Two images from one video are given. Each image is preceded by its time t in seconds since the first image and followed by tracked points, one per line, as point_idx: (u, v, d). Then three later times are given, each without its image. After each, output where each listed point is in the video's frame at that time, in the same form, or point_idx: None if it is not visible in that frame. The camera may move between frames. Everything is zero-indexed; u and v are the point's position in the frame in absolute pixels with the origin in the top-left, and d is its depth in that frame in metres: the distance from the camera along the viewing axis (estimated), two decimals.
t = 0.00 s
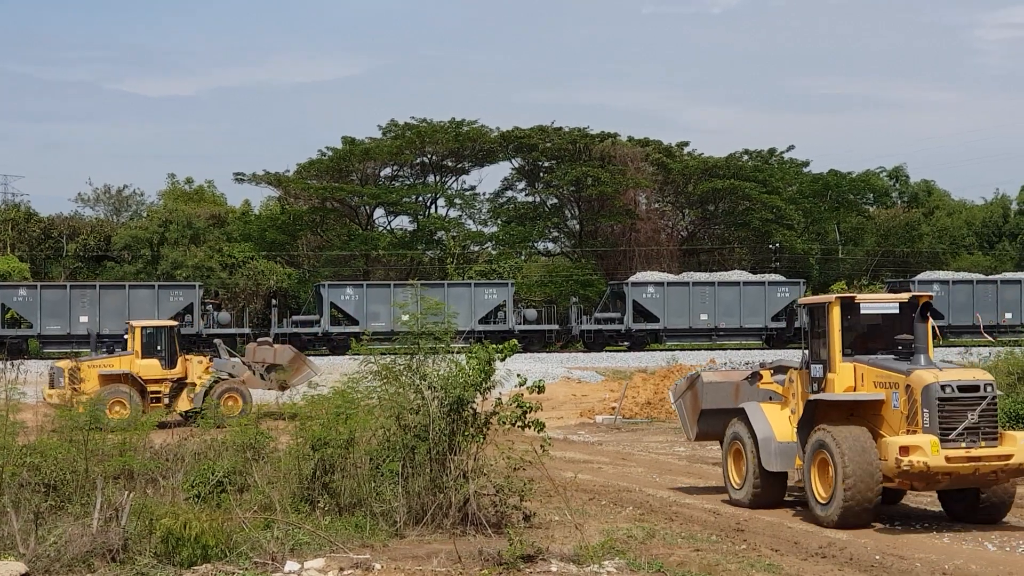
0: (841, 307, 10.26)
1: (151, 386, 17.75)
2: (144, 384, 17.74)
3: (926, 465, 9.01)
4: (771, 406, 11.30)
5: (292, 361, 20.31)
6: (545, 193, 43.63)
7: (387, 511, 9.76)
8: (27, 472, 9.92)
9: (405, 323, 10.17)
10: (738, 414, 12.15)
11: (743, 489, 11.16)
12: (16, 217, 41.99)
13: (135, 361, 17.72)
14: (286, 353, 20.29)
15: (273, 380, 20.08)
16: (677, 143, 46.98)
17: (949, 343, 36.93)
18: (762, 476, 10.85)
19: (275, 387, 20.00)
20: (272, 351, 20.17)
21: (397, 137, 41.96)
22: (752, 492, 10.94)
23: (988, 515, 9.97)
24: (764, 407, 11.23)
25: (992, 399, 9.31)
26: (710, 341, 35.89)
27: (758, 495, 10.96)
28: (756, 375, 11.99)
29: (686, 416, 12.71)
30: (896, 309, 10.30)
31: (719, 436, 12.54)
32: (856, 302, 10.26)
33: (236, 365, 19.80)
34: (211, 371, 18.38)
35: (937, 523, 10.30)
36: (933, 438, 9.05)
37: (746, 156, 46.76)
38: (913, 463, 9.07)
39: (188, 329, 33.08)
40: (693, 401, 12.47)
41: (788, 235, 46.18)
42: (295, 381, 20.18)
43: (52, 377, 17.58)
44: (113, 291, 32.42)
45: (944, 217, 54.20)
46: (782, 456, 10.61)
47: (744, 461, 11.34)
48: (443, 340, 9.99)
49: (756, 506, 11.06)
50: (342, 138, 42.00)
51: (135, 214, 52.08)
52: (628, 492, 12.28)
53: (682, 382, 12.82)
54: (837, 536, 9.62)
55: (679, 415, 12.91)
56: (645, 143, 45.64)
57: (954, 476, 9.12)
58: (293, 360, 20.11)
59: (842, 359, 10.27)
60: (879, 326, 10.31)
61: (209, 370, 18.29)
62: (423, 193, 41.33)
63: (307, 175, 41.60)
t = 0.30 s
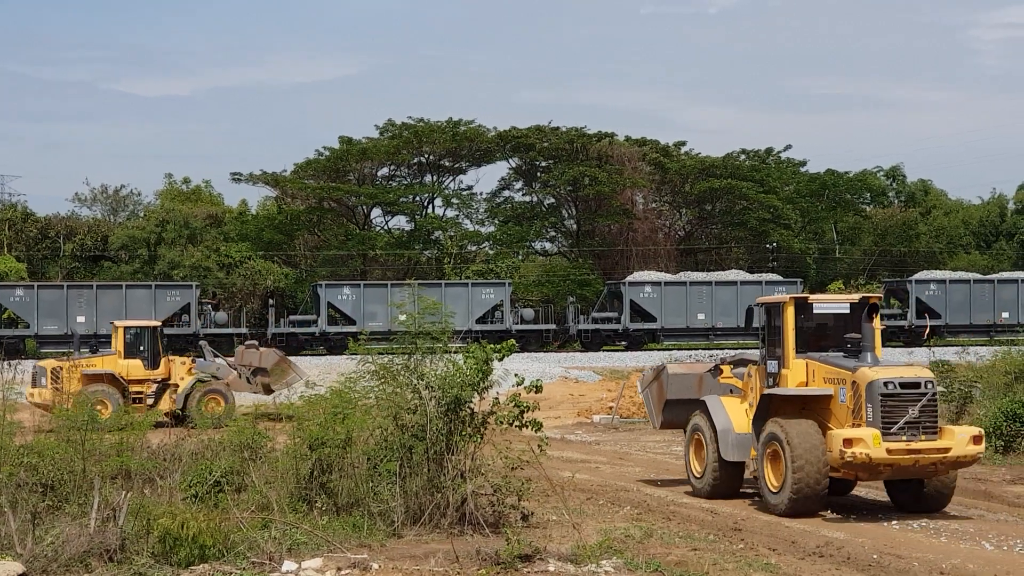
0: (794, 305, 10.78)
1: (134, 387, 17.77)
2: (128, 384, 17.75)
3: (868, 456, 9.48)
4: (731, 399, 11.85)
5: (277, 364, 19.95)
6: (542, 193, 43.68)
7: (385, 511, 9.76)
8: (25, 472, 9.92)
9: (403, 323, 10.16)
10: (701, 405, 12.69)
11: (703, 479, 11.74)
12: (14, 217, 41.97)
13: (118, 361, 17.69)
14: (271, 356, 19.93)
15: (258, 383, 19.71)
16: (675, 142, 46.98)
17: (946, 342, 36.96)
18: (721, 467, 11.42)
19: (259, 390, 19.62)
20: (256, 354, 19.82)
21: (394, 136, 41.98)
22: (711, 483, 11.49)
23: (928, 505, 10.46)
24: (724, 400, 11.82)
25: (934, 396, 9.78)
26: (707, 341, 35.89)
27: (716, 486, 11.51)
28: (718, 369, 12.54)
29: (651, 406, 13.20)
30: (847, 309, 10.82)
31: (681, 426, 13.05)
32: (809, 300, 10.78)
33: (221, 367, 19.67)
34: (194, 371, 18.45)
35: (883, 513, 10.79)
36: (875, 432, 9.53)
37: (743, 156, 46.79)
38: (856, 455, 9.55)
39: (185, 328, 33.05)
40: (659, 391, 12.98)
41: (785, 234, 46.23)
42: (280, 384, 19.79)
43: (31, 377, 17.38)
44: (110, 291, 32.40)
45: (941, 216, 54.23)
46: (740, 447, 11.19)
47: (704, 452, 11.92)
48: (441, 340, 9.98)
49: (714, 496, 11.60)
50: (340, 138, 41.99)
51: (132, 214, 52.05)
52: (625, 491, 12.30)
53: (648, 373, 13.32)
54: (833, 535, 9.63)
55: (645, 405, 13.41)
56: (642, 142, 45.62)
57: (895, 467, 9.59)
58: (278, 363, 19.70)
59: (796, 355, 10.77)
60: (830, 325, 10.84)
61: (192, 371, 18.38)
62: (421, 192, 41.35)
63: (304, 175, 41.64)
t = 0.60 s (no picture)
0: (750, 307, 11.52)
1: (115, 387, 17.79)
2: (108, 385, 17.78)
3: (815, 445, 10.18)
4: (694, 397, 12.37)
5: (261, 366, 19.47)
6: (538, 193, 43.74)
7: (381, 511, 9.77)
8: (21, 472, 9.92)
9: (400, 323, 10.18)
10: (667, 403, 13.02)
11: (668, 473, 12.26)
12: (10, 217, 41.94)
13: (99, 362, 17.73)
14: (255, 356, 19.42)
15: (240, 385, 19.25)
16: (671, 143, 47.00)
17: (943, 342, 36.98)
18: (684, 460, 11.95)
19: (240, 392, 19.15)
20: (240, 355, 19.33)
21: (391, 136, 41.97)
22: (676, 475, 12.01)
23: (876, 494, 11.06)
24: (687, 399, 12.31)
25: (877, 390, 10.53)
26: (705, 341, 35.90)
27: (681, 479, 12.03)
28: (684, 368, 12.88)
29: (621, 404, 13.55)
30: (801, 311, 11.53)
31: (649, 423, 13.42)
32: (765, 303, 11.49)
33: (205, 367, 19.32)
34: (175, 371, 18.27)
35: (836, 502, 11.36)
36: (821, 422, 10.25)
37: (740, 156, 46.86)
38: (804, 444, 10.24)
39: (181, 328, 33.02)
40: (627, 390, 13.32)
41: (781, 235, 46.30)
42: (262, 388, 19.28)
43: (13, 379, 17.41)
44: (106, 291, 32.39)
45: (938, 216, 54.32)
46: (701, 441, 11.70)
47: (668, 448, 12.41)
48: (438, 340, 10.00)
49: (680, 488, 12.14)
50: (336, 138, 41.98)
51: (128, 214, 51.97)
52: (621, 491, 12.32)
53: (618, 374, 13.69)
54: (829, 535, 9.66)
55: (616, 404, 13.76)
56: (638, 143, 45.61)
57: (842, 455, 10.29)
58: (261, 365, 19.12)
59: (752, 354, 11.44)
60: (786, 325, 11.53)
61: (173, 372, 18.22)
62: (417, 193, 41.36)
63: (301, 175, 41.61)
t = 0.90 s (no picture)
0: (714, 311, 12.22)
1: (103, 387, 17.83)
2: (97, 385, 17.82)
3: (769, 442, 10.92)
4: (662, 395, 13.06)
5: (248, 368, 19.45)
6: (538, 193, 43.83)
7: (382, 510, 9.85)
8: (24, 471, 10.01)
9: (401, 323, 10.25)
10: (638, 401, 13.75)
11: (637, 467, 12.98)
12: (12, 218, 42.02)
13: (88, 362, 17.78)
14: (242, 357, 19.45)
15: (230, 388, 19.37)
16: (670, 143, 47.06)
17: (942, 342, 37.06)
18: (652, 456, 12.68)
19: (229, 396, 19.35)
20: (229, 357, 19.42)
21: (390, 137, 42.04)
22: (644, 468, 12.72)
23: (831, 488, 11.73)
24: (657, 397, 13.01)
25: (829, 390, 11.21)
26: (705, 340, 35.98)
27: (649, 472, 12.74)
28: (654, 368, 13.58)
29: (596, 401, 14.31)
30: (760, 316, 12.32)
31: (622, 419, 14.13)
32: (729, 307, 12.24)
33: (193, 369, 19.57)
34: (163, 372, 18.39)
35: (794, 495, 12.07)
36: (775, 421, 10.97)
37: (739, 157, 46.93)
38: (759, 441, 10.98)
39: (183, 329, 33.10)
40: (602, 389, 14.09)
41: (780, 235, 46.35)
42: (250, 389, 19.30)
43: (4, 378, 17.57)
44: (108, 292, 32.47)
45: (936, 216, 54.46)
46: (667, 438, 12.43)
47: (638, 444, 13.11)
48: (438, 340, 10.07)
49: (647, 481, 12.84)
50: (336, 139, 42.07)
51: (130, 215, 52.04)
52: (621, 490, 12.40)
53: (594, 373, 14.43)
54: (827, 534, 9.74)
55: (592, 402, 14.52)
56: (637, 143, 45.64)
57: (794, 452, 11.03)
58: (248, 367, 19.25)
59: (716, 355, 12.15)
60: (748, 329, 12.31)
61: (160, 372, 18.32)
62: (417, 193, 41.42)
63: (301, 176, 41.66)
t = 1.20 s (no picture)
0: (683, 311, 12.76)
1: (85, 387, 17.88)
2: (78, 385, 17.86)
3: (729, 438, 11.49)
4: (634, 392, 13.57)
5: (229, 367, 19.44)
6: (535, 193, 43.72)
7: (379, 511, 9.78)
8: (18, 472, 9.94)
9: (397, 323, 10.18)
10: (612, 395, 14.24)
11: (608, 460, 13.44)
12: (7, 218, 41.89)
13: (69, 362, 17.79)
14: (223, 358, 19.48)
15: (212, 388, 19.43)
16: (668, 143, 47.04)
17: (940, 343, 37.05)
18: (622, 450, 13.15)
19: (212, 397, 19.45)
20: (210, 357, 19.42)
21: (387, 137, 41.97)
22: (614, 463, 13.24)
23: (791, 480, 12.34)
24: (628, 394, 13.51)
25: (787, 389, 11.81)
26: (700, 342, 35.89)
27: (620, 465, 13.23)
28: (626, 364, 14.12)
29: (570, 394, 14.82)
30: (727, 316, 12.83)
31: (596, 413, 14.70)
32: (696, 308, 12.78)
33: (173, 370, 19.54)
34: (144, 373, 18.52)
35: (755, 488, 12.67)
36: (734, 418, 11.55)
37: (737, 157, 46.92)
38: (719, 436, 11.55)
39: (178, 329, 33.01)
40: (576, 384, 14.59)
41: (778, 235, 46.31)
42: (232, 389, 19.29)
43: None
44: (103, 292, 32.39)
45: (934, 217, 54.54)
46: (639, 432, 12.91)
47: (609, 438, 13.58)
48: (435, 340, 10.02)
49: (617, 474, 13.31)
50: (333, 139, 42.02)
51: (125, 215, 51.94)
52: (619, 492, 12.34)
53: (568, 367, 14.90)
54: (826, 536, 9.69)
55: (566, 394, 15.02)
56: (635, 143, 45.64)
57: (753, 447, 11.59)
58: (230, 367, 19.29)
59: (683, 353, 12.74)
60: (714, 329, 12.85)
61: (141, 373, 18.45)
62: (414, 193, 41.35)
63: (298, 176, 41.61)
